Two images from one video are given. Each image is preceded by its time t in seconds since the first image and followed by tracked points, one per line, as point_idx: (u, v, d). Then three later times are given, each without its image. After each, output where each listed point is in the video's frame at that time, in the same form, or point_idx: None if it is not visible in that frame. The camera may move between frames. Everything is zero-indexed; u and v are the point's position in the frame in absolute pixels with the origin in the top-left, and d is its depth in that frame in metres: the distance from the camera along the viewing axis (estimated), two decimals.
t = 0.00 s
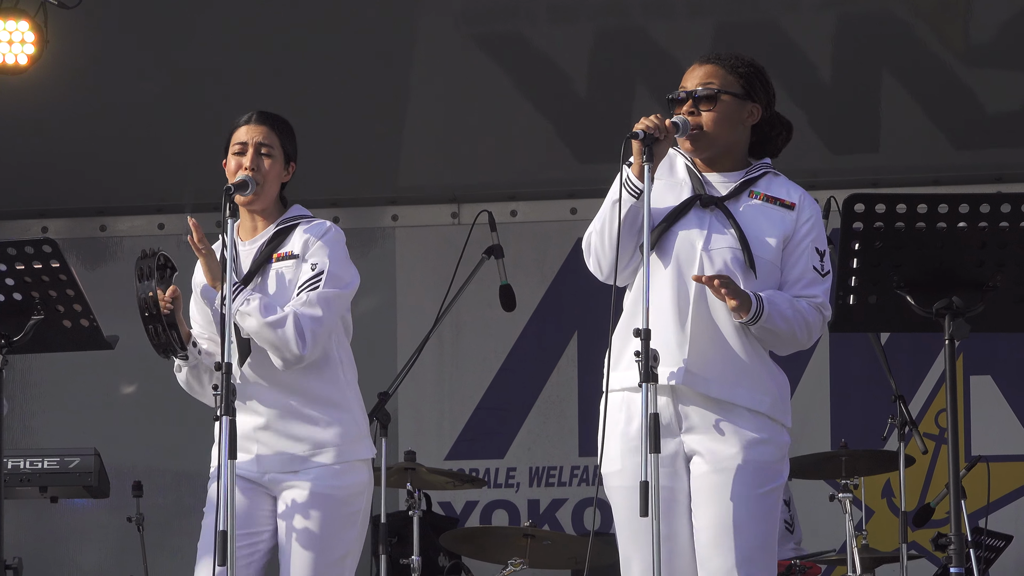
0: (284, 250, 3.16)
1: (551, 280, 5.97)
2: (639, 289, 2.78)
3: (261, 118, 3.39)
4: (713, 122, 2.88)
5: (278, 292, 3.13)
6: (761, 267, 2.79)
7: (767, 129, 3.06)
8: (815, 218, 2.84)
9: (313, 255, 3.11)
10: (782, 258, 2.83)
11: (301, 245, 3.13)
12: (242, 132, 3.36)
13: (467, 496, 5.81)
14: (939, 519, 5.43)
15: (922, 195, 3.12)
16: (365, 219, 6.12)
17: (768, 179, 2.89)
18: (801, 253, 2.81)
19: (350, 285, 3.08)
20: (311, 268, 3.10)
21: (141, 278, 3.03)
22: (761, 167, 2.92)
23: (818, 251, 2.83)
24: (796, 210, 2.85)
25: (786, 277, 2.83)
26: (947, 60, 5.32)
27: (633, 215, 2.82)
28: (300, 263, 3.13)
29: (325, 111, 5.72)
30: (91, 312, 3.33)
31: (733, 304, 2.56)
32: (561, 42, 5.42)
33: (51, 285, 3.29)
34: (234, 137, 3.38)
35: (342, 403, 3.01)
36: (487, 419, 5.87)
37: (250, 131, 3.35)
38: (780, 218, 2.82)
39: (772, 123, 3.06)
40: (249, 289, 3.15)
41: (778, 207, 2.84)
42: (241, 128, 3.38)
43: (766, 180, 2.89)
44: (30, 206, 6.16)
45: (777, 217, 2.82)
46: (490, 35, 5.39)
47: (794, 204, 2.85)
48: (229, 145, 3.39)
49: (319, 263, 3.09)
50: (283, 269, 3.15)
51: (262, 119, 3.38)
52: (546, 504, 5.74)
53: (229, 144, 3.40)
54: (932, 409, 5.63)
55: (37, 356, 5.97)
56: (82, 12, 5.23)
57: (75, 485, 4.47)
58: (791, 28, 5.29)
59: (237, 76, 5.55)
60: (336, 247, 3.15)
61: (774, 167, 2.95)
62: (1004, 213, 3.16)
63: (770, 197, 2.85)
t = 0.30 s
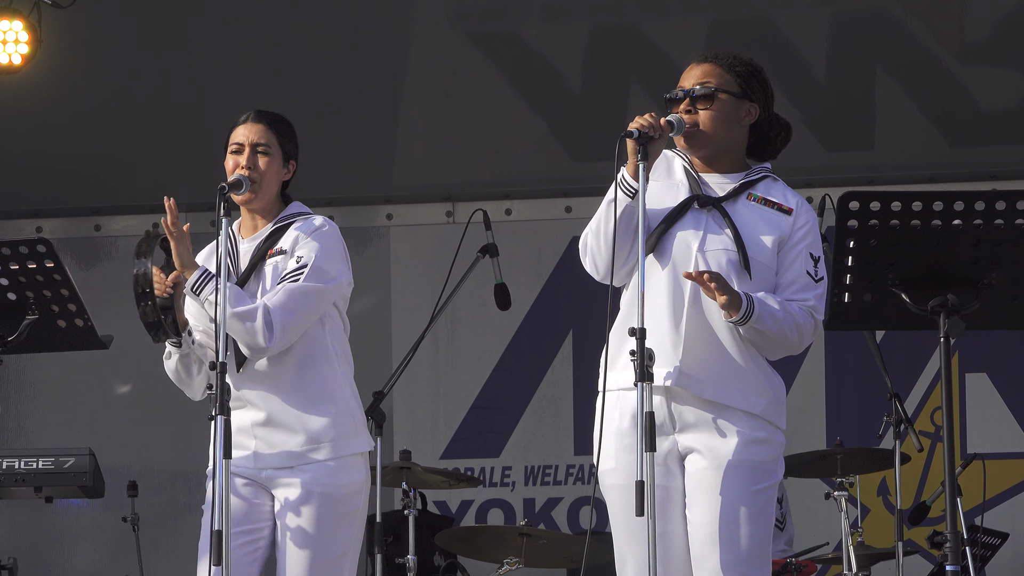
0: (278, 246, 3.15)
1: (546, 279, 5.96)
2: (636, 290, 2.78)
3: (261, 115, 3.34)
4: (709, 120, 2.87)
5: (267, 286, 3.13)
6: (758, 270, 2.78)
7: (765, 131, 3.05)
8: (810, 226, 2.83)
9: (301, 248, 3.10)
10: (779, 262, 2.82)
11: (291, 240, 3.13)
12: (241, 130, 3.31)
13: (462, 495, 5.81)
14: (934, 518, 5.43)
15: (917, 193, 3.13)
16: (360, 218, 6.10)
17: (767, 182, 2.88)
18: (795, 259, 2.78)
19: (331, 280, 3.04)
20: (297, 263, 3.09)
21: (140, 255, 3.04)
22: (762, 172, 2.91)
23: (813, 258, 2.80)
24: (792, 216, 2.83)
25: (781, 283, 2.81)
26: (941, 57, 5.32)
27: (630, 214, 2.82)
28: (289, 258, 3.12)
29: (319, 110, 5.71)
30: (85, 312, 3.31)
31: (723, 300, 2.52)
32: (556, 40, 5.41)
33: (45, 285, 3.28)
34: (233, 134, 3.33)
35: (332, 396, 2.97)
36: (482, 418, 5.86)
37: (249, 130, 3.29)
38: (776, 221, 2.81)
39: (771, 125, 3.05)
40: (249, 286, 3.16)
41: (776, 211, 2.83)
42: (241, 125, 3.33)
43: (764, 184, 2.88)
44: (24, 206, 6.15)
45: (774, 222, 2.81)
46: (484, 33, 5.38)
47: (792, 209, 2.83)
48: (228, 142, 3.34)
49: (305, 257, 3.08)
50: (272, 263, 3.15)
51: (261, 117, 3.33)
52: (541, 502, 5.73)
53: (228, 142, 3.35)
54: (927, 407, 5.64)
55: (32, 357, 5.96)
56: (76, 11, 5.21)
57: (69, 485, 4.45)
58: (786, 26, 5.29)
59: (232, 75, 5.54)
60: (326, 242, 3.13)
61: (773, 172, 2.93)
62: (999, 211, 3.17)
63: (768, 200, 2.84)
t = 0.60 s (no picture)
0: (271, 251, 3.13)
1: (540, 278, 5.95)
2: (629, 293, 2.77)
3: (253, 118, 3.35)
4: (702, 119, 2.87)
5: (275, 297, 3.08)
6: (750, 277, 2.76)
7: (760, 134, 3.05)
8: (803, 233, 2.82)
9: (300, 253, 3.07)
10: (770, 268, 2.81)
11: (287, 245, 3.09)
12: (233, 132, 3.32)
13: (455, 495, 5.80)
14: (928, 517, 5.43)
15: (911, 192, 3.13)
16: (353, 217, 6.10)
17: (762, 189, 2.87)
18: (787, 266, 2.77)
19: (348, 273, 3.05)
20: (303, 269, 3.05)
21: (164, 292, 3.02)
22: (757, 178, 2.90)
23: (805, 266, 2.79)
24: (785, 223, 2.82)
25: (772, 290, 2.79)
26: (934, 56, 5.32)
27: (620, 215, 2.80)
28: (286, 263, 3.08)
29: (313, 110, 5.69)
30: (79, 312, 3.30)
31: (709, 306, 2.51)
32: (549, 39, 5.40)
33: (38, 285, 3.26)
34: (226, 137, 3.34)
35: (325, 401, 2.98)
36: (476, 417, 5.85)
37: (241, 132, 3.30)
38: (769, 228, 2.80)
39: (767, 128, 3.04)
40: (239, 290, 3.14)
41: (769, 218, 2.81)
42: (233, 128, 3.34)
43: (758, 189, 2.87)
44: (16, 207, 6.13)
45: (767, 229, 2.79)
46: (477, 32, 5.38)
47: (785, 217, 2.81)
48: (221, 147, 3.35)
49: (311, 262, 3.04)
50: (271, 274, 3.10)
51: (254, 119, 3.34)
52: (535, 502, 5.73)
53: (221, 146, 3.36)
54: (921, 406, 5.64)
55: (25, 356, 5.94)
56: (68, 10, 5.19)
57: (63, 485, 4.42)
58: (779, 25, 5.28)
59: (224, 74, 5.52)
60: (322, 240, 3.11)
61: (768, 179, 2.91)
62: (992, 209, 3.16)
63: (761, 207, 2.82)
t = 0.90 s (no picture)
0: (262, 246, 3.16)
1: (532, 278, 5.95)
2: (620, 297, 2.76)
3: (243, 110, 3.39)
4: (698, 117, 2.86)
5: (278, 287, 3.16)
6: (739, 285, 2.74)
7: (757, 138, 3.03)
8: (795, 242, 2.80)
9: (307, 253, 3.17)
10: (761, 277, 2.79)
11: (284, 244, 3.16)
12: (222, 122, 3.34)
13: (447, 496, 5.79)
14: (920, 517, 5.44)
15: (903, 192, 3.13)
16: (344, 216, 6.09)
17: (755, 194, 2.85)
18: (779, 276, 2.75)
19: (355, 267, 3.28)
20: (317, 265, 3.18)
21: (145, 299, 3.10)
22: (751, 182, 2.88)
23: (801, 274, 2.77)
24: (776, 231, 2.80)
25: (763, 298, 2.78)
26: (926, 56, 5.33)
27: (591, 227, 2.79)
28: (284, 263, 3.15)
29: (305, 109, 5.68)
30: (70, 312, 3.26)
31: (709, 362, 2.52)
32: (541, 38, 5.39)
33: (29, 285, 3.24)
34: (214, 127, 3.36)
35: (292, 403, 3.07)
36: (468, 417, 5.84)
37: (231, 121, 3.33)
38: (758, 235, 2.78)
39: (765, 130, 3.03)
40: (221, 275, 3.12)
41: (759, 225, 2.80)
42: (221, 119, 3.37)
43: (751, 194, 2.85)
44: (8, 207, 6.11)
45: (757, 236, 2.78)
46: (469, 31, 5.37)
47: (775, 224, 2.80)
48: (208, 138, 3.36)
49: (325, 258, 3.19)
50: (268, 271, 3.14)
51: (244, 112, 3.38)
52: (526, 502, 5.72)
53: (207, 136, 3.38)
54: (913, 407, 5.65)
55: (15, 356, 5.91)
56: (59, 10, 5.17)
57: (54, 486, 4.37)
58: (772, 25, 5.28)
59: (216, 74, 5.50)
60: (319, 239, 3.24)
61: (764, 183, 2.89)
62: (984, 208, 3.15)
63: (752, 213, 2.80)
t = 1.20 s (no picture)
0: (250, 269, 3.21)
1: (527, 276, 5.95)
2: (614, 296, 2.75)
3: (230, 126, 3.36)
4: (695, 118, 2.85)
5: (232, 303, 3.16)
6: (732, 283, 2.72)
7: (752, 135, 3.02)
8: (791, 242, 2.78)
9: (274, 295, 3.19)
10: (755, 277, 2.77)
11: (273, 267, 3.22)
12: (208, 139, 3.32)
13: (443, 494, 5.78)
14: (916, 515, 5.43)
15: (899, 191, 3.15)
16: (341, 214, 6.11)
17: (749, 192, 2.84)
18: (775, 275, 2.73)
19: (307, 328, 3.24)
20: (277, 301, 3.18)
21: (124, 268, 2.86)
22: (746, 181, 2.87)
23: (796, 271, 2.76)
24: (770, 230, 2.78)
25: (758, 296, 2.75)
26: (923, 55, 5.30)
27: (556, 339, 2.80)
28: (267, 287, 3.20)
29: (300, 108, 5.66)
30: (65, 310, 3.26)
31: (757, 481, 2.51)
32: (536, 37, 5.36)
33: (24, 283, 3.23)
34: (200, 145, 3.33)
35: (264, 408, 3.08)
36: (464, 416, 5.83)
37: (218, 139, 3.30)
38: (749, 232, 2.76)
39: (761, 127, 3.03)
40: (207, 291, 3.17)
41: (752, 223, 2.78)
42: (204, 136, 3.35)
43: (745, 193, 2.84)
44: (6, 204, 6.14)
45: (749, 233, 2.76)
46: (464, 30, 5.33)
47: (769, 222, 2.78)
48: (193, 155, 3.34)
49: (289, 299, 3.19)
50: (251, 294, 3.19)
51: (229, 128, 3.35)
52: (523, 500, 5.70)
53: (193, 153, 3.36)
54: (910, 405, 5.65)
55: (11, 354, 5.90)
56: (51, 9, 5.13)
57: (49, 483, 4.52)
58: (768, 24, 5.25)
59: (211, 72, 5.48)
60: (296, 280, 3.25)
61: (759, 181, 2.89)
62: (980, 207, 3.16)
63: (744, 211, 2.79)
